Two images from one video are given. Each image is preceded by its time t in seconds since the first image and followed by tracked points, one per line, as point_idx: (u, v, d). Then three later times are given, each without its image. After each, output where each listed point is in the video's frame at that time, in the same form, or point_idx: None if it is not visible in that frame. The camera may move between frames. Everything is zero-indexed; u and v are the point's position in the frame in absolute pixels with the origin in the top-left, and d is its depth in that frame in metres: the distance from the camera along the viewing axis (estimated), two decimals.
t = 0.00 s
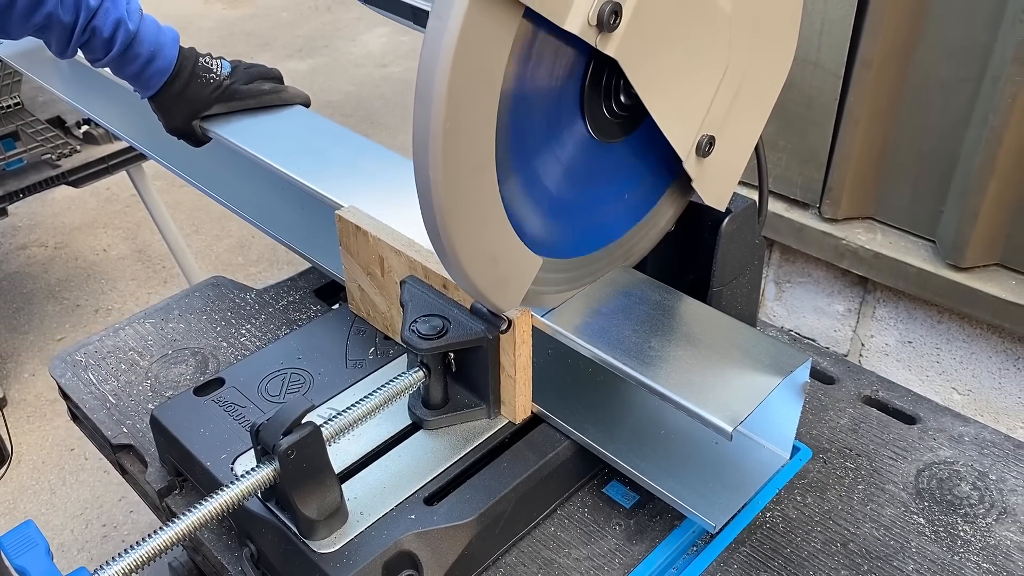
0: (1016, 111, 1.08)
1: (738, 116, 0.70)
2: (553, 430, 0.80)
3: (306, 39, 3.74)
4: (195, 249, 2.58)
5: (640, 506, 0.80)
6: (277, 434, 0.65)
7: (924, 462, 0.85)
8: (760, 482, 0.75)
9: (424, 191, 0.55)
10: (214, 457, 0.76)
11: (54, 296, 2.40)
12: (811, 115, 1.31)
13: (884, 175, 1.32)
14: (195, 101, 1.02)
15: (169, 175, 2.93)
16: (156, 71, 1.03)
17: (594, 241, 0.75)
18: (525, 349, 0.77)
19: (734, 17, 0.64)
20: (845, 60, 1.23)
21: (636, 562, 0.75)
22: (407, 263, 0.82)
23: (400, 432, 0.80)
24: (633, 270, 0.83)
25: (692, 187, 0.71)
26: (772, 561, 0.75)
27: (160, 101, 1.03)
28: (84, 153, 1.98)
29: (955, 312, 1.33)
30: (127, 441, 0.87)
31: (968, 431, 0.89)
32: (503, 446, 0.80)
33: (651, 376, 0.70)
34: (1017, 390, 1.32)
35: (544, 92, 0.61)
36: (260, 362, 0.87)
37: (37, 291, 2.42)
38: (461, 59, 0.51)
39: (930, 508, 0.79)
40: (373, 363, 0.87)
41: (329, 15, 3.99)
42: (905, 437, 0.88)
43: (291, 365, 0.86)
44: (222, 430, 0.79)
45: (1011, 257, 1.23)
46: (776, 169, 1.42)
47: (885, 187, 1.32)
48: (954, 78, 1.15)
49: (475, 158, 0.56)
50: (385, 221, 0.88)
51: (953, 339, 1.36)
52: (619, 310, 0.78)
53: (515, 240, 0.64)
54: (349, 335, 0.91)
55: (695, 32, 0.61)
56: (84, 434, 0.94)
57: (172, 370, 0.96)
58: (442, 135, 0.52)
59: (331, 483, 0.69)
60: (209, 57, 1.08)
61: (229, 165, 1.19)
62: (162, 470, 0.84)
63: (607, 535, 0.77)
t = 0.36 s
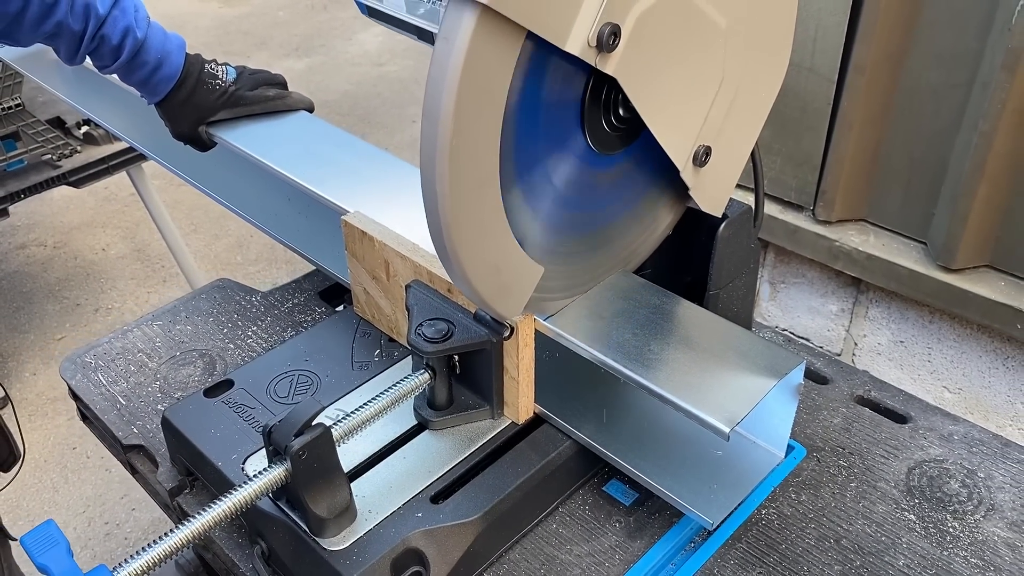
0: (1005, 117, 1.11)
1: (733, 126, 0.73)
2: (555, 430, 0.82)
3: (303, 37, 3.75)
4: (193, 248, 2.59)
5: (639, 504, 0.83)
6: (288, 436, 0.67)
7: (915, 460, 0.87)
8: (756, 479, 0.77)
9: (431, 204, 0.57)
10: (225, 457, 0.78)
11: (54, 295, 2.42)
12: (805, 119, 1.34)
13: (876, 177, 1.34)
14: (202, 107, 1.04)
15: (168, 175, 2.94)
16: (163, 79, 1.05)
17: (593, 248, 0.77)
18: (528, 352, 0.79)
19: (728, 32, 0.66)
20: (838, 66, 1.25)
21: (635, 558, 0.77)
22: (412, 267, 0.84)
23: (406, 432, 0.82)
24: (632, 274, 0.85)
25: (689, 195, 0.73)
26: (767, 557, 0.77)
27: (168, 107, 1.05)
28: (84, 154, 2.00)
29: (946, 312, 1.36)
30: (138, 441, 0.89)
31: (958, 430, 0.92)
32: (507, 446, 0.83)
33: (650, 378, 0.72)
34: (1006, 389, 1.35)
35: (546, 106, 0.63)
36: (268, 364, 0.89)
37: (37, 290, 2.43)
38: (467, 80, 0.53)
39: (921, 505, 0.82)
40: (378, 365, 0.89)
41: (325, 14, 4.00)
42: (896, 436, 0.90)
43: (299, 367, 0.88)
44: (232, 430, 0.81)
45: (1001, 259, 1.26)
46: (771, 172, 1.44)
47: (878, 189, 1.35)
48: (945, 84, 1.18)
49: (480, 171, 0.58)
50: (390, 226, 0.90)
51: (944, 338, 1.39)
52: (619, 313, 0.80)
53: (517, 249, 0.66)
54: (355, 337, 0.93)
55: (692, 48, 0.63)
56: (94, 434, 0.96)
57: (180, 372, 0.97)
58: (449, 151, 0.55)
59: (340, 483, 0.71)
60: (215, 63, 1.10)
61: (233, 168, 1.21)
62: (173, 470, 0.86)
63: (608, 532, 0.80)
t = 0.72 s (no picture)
0: (997, 121, 1.13)
1: (732, 135, 0.75)
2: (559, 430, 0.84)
3: (300, 36, 3.75)
4: (193, 247, 2.60)
5: (641, 501, 0.85)
6: (301, 436, 0.69)
7: (909, 458, 0.89)
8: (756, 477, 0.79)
9: (441, 216, 0.59)
10: (237, 456, 0.80)
11: (55, 295, 2.43)
12: (801, 123, 1.36)
13: (871, 180, 1.37)
14: (210, 113, 1.06)
15: (167, 175, 2.95)
16: (171, 84, 1.06)
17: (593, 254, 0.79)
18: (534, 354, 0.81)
19: (726, 46, 0.68)
20: (834, 71, 1.27)
21: (638, 554, 0.79)
22: (419, 271, 0.86)
23: (414, 432, 0.84)
24: (634, 277, 0.87)
25: (689, 203, 0.76)
26: (766, 553, 0.79)
27: (175, 111, 1.06)
28: (85, 154, 2.02)
29: (940, 313, 1.38)
30: (149, 441, 0.91)
31: (951, 428, 0.94)
32: (512, 446, 0.85)
33: (652, 379, 0.74)
34: (998, 387, 1.37)
35: (551, 119, 0.65)
36: (278, 365, 0.91)
37: (37, 289, 2.44)
38: (476, 97, 0.55)
39: (915, 502, 0.84)
40: (385, 366, 0.91)
41: (322, 13, 4.00)
42: (891, 434, 0.93)
43: (308, 368, 0.90)
44: (243, 430, 0.83)
45: (994, 260, 1.28)
46: (768, 174, 1.46)
47: (873, 192, 1.37)
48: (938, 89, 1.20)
49: (488, 183, 0.60)
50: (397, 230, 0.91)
51: (938, 338, 1.41)
52: (621, 315, 0.82)
53: (522, 257, 0.68)
54: (362, 339, 0.95)
55: (692, 62, 0.65)
56: (106, 434, 0.97)
57: (190, 372, 0.99)
58: (458, 165, 0.57)
59: (351, 481, 0.72)
60: (222, 69, 1.12)
61: (240, 171, 1.22)
62: (185, 469, 0.88)
63: (611, 529, 0.82)
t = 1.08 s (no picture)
0: (994, 123, 1.15)
1: (732, 138, 0.76)
2: (562, 427, 0.86)
3: (299, 35, 3.75)
4: (193, 245, 2.61)
5: (643, 497, 0.86)
6: (311, 433, 0.70)
7: (907, 454, 0.91)
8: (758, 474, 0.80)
9: (448, 220, 0.60)
10: (246, 453, 0.81)
11: (55, 293, 2.43)
12: (800, 123, 1.37)
13: (869, 180, 1.38)
14: (216, 113, 1.07)
15: (166, 174, 2.96)
16: (177, 84, 1.07)
17: (595, 257, 0.81)
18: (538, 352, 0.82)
19: (725, 51, 0.69)
20: (833, 72, 1.29)
21: (640, 549, 0.81)
22: (425, 270, 0.87)
23: (420, 429, 0.85)
24: (637, 276, 0.88)
25: (690, 205, 0.77)
26: (766, 547, 0.81)
27: (180, 112, 1.08)
28: (85, 153, 2.00)
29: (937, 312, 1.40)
30: (157, 438, 0.92)
31: (948, 425, 0.95)
32: (516, 442, 0.86)
33: (655, 377, 0.75)
34: (993, 385, 1.39)
35: (554, 123, 0.66)
36: (284, 363, 0.92)
37: (37, 288, 2.45)
38: (483, 104, 0.55)
39: (912, 497, 0.86)
40: (391, 364, 0.92)
41: (321, 12, 4.00)
42: (889, 431, 0.94)
43: (314, 366, 0.91)
44: (251, 428, 0.84)
45: (990, 259, 1.30)
46: (767, 174, 1.48)
47: (871, 191, 1.38)
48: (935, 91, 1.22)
49: (494, 187, 0.61)
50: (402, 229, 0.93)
51: (934, 336, 1.43)
52: (624, 314, 0.83)
53: (527, 259, 0.69)
54: (367, 337, 0.96)
55: (694, 66, 0.67)
56: (113, 431, 0.98)
57: (196, 370, 1.00)
58: (466, 171, 0.58)
59: (359, 477, 0.73)
60: (226, 69, 1.13)
61: (244, 172, 1.23)
62: (193, 466, 0.89)
63: (614, 524, 0.83)
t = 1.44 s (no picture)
0: (990, 127, 1.16)
1: (732, 144, 0.77)
2: (565, 427, 0.87)
3: (298, 35, 3.76)
4: (193, 246, 2.61)
5: (644, 497, 0.87)
6: (317, 433, 0.71)
7: (904, 455, 0.92)
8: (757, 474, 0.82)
9: (453, 228, 0.62)
10: (252, 453, 0.82)
11: (55, 293, 2.44)
12: (799, 126, 1.39)
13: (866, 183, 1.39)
14: (220, 116, 1.08)
15: (166, 174, 2.96)
16: (183, 87, 1.08)
17: (597, 263, 0.82)
18: (541, 353, 0.83)
19: (724, 61, 0.70)
20: (831, 77, 1.30)
21: (641, 548, 0.82)
22: (429, 272, 0.88)
23: (424, 430, 0.86)
24: (638, 279, 0.89)
25: (690, 211, 0.78)
26: (765, 546, 0.82)
27: (185, 115, 1.09)
28: (86, 154, 2.02)
29: (933, 313, 1.41)
30: (163, 438, 0.93)
31: (944, 426, 0.97)
32: (519, 443, 0.87)
33: (657, 378, 0.77)
34: (989, 386, 1.40)
35: (559, 131, 0.67)
36: (289, 364, 0.93)
37: (37, 288, 2.45)
38: (488, 115, 0.57)
39: (909, 497, 0.87)
40: (395, 365, 0.93)
41: (320, 12, 4.00)
42: (886, 432, 0.95)
43: (318, 367, 0.92)
44: (257, 428, 0.85)
45: (986, 261, 1.31)
46: (766, 176, 1.49)
47: (868, 194, 1.40)
48: (932, 96, 1.23)
49: (499, 196, 0.62)
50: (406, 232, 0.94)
51: (931, 337, 1.44)
52: (626, 316, 0.84)
53: (530, 265, 0.70)
54: (371, 338, 0.97)
55: (694, 75, 0.68)
56: (119, 431, 0.99)
57: (201, 371, 1.01)
58: (471, 180, 0.59)
59: (365, 478, 0.74)
60: (230, 72, 1.14)
61: (247, 174, 1.24)
62: (199, 466, 0.89)
63: (615, 524, 0.84)
